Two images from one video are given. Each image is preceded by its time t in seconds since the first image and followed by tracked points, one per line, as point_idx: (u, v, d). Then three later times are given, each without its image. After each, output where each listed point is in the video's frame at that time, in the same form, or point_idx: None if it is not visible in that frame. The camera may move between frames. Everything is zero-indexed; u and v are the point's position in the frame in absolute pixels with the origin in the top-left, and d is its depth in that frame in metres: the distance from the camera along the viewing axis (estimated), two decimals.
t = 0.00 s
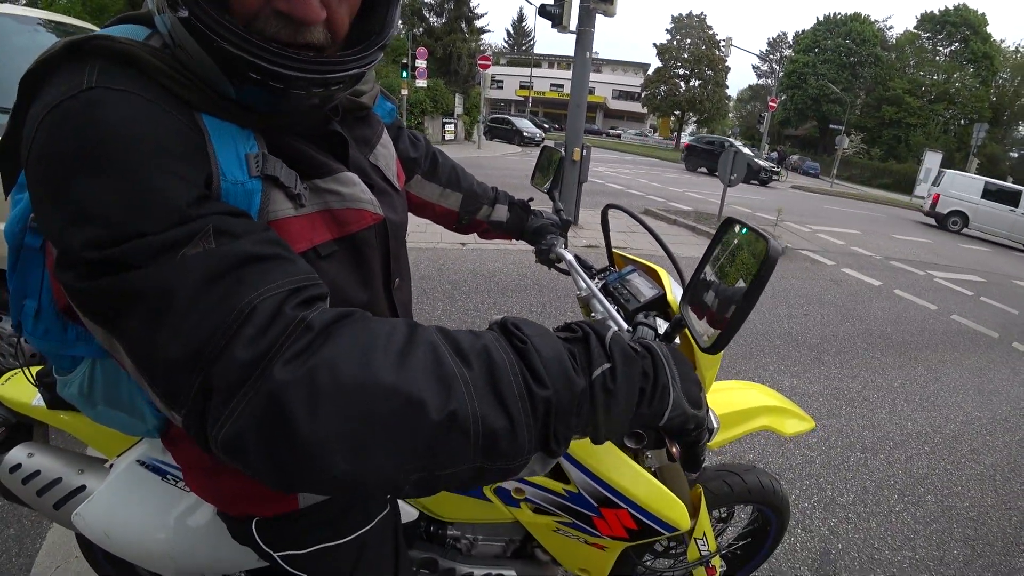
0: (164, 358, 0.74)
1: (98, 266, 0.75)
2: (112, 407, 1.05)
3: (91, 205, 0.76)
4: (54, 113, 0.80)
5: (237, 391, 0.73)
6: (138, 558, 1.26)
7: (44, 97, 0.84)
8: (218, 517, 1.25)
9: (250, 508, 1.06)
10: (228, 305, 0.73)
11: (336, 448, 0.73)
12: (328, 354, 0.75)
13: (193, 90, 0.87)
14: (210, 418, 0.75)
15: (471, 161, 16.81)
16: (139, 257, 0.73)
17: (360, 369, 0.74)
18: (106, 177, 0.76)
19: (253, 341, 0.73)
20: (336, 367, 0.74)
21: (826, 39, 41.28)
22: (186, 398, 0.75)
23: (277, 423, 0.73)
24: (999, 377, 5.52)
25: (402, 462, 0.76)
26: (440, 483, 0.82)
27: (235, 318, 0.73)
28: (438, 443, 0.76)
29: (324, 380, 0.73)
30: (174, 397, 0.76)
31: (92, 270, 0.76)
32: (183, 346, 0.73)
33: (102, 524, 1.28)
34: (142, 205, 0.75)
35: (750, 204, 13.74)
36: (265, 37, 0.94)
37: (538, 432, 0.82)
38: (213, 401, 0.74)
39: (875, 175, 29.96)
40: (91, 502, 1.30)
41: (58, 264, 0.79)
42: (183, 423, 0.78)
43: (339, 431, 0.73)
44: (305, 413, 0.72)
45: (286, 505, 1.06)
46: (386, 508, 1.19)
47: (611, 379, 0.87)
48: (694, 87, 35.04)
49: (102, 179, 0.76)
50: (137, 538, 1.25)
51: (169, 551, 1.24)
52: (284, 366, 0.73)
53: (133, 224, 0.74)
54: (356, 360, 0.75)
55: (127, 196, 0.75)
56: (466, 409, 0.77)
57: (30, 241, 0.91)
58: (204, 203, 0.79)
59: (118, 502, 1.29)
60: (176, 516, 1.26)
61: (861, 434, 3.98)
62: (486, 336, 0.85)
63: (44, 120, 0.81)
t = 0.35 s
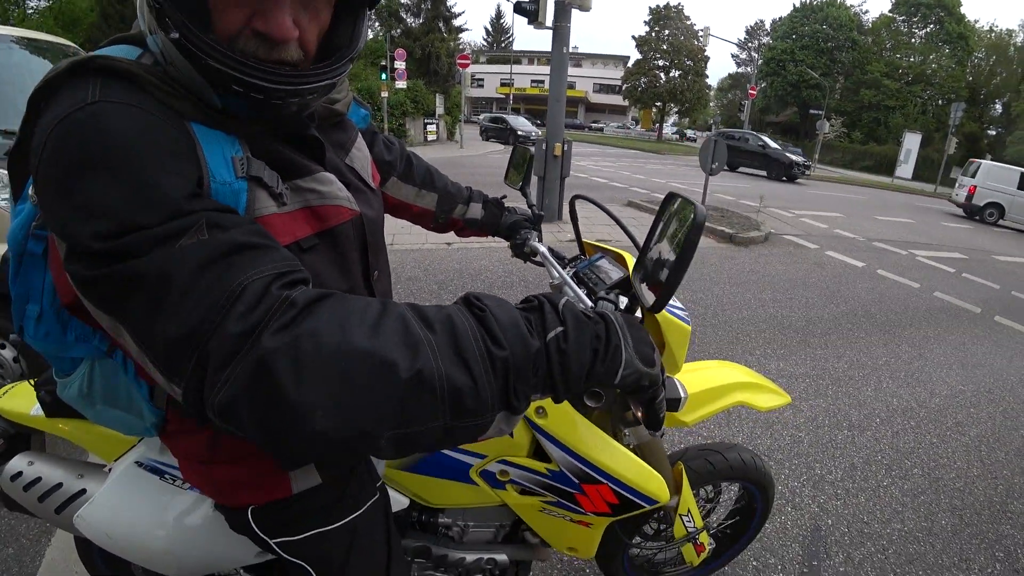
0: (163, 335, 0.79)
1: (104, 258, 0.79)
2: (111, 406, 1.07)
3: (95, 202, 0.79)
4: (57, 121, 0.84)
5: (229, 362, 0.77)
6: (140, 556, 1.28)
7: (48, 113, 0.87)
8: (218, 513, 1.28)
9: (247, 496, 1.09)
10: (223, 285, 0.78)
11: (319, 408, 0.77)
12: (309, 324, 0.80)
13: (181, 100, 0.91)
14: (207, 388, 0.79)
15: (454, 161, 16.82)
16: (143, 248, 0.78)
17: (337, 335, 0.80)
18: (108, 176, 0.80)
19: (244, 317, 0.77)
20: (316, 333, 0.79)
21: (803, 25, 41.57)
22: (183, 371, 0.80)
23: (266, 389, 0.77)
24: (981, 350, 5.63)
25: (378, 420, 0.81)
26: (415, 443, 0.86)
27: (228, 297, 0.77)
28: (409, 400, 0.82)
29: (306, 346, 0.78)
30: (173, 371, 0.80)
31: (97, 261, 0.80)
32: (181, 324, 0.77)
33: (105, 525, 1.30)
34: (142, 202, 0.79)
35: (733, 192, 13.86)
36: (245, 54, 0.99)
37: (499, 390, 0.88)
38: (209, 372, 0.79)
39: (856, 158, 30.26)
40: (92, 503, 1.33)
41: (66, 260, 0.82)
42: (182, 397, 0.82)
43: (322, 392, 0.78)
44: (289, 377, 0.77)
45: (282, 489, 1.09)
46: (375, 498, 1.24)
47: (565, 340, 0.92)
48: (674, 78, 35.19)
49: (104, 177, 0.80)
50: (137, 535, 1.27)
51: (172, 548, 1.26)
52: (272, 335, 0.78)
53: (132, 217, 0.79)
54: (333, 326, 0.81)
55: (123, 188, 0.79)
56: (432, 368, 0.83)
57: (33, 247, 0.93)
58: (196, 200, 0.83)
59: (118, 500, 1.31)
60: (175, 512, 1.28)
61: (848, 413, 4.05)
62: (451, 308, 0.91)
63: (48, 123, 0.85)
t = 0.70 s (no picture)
0: (165, 343, 0.86)
1: (110, 277, 0.86)
2: (110, 412, 1.16)
3: (105, 227, 0.87)
4: (68, 156, 0.91)
5: (225, 367, 0.85)
6: (135, 563, 1.31)
7: (55, 154, 0.93)
8: (210, 521, 1.32)
9: (239, 495, 1.16)
10: (219, 301, 0.85)
11: (306, 403, 0.86)
12: (295, 331, 0.88)
13: (175, 136, 0.98)
14: (204, 388, 0.87)
15: (433, 174, 16.93)
16: (148, 268, 0.85)
17: (318, 339, 0.88)
18: (111, 206, 0.88)
19: (238, 328, 0.85)
20: (300, 340, 0.87)
21: (772, 32, 42.50)
22: (183, 375, 0.87)
23: (259, 388, 0.85)
24: (952, 342, 5.81)
25: (356, 414, 0.89)
26: (388, 433, 0.95)
27: (223, 311, 0.85)
28: (382, 394, 0.90)
29: (292, 351, 0.86)
30: (174, 375, 0.88)
31: (106, 280, 0.87)
32: (182, 333, 0.85)
33: (99, 532, 1.34)
34: (145, 227, 0.87)
35: (708, 197, 14.13)
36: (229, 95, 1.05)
37: (459, 384, 0.96)
38: (207, 376, 0.86)
39: (828, 160, 30.96)
40: (87, 512, 1.37)
41: (78, 277, 0.89)
42: (182, 398, 0.90)
43: (308, 389, 0.86)
44: (279, 376, 0.85)
45: (270, 488, 1.16)
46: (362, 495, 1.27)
47: (514, 334, 1.01)
48: (648, 86, 35.77)
49: (105, 200, 0.88)
50: (132, 542, 1.31)
51: (165, 553, 1.30)
52: (262, 343, 0.85)
53: (137, 241, 0.86)
54: (314, 332, 0.89)
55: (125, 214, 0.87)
56: (401, 365, 0.91)
57: (38, 262, 1.02)
58: (193, 225, 0.90)
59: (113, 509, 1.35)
60: (169, 518, 1.33)
61: (825, 407, 4.17)
62: (415, 312, 0.99)
63: (58, 156, 0.93)
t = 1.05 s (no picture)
0: (175, 354, 0.95)
1: (122, 299, 0.95)
2: (106, 415, 1.22)
3: (116, 255, 0.96)
4: (81, 192, 0.98)
5: (230, 375, 0.94)
6: (125, 565, 1.36)
7: (64, 188, 1.01)
8: (198, 526, 1.38)
9: (224, 490, 1.21)
10: (222, 319, 0.95)
11: (302, 402, 0.95)
12: (291, 340, 0.97)
13: (180, 170, 1.07)
14: (211, 396, 0.96)
15: (411, 194, 17.04)
16: (160, 289, 0.94)
17: (311, 345, 0.98)
18: (121, 239, 0.96)
19: (242, 339, 0.95)
20: (296, 348, 0.97)
21: (741, 51, 43.69)
22: (191, 383, 0.96)
23: (260, 391, 0.94)
24: (919, 347, 6.03)
25: (346, 410, 0.98)
26: (375, 428, 1.03)
27: (229, 326, 0.95)
28: (369, 391, 0.99)
29: (290, 358, 0.96)
30: (182, 383, 0.97)
31: (119, 301, 0.96)
32: (191, 345, 0.94)
33: (88, 536, 1.39)
34: (153, 255, 0.96)
35: (683, 213, 14.44)
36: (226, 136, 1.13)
37: (437, 382, 1.05)
38: (213, 384, 0.95)
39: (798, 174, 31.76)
40: (77, 516, 1.42)
41: (91, 296, 0.98)
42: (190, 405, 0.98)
43: (304, 390, 0.95)
44: (280, 381, 0.95)
45: (259, 486, 1.22)
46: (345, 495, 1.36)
47: (482, 333, 1.10)
48: (623, 105, 36.47)
49: (118, 224, 0.97)
50: (122, 545, 1.36)
51: (152, 556, 1.35)
52: (263, 353, 0.95)
53: (147, 269, 0.95)
54: (307, 340, 0.98)
55: (136, 241, 0.96)
56: (385, 365, 1.01)
57: (43, 274, 1.10)
58: (198, 251, 1.00)
59: (102, 514, 1.39)
60: (157, 523, 1.37)
61: (798, 413, 4.30)
62: (394, 320, 1.09)
63: (69, 189, 0.99)
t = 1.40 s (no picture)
0: (144, 372, 0.98)
1: (93, 321, 0.97)
2: (67, 418, 1.24)
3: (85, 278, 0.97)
4: (49, 213, 0.99)
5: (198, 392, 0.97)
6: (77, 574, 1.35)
7: (32, 210, 1.01)
8: (155, 535, 1.37)
9: (181, 499, 1.23)
10: (190, 338, 0.98)
11: (268, 417, 0.98)
12: (257, 358, 1.00)
13: (149, 192, 1.08)
14: (179, 412, 0.98)
15: (386, 207, 17.04)
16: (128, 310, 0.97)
17: (275, 361, 1.00)
18: (89, 261, 0.97)
19: (210, 358, 0.98)
20: (260, 365, 0.99)
21: (714, 74, 44.84)
22: (161, 398, 0.99)
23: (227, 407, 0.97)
24: (880, 362, 6.22)
25: (311, 423, 1.01)
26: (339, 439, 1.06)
27: (197, 345, 0.98)
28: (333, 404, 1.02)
29: (254, 374, 0.98)
30: (151, 400, 1.00)
31: (89, 322, 0.97)
32: (158, 362, 0.97)
33: (42, 545, 1.38)
34: (119, 277, 0.97)
35: (655, 230, 14.70)
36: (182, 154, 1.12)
37: (397, 393, 1.08)
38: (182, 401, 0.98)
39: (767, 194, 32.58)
40: (32, 525, 1.41)
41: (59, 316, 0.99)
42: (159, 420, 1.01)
43: (269, 406, 0.98)
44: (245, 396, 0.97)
45: (218, 494, 1.24)
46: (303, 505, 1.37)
47: (440, 343, 1.13)
48: (598, 124, 37.07)
49: (86, 246, 0.97)
50: (76, 554, 1.35)
51: (107, 565, 1.35)
52: (229, 369, 0.98)
53: (114, 292, 0.97)
54: (272, 356, 1.01)
55: (105, 262, 0.97)
56: (347, 379, 1.03)
57: (10, 279, 1.10)
58: (167, 270, 1.02)
59: (57, 523, 1.39)
60: (113, 533, 1.37)
61: (762, 427, 4.40)
62: (355, 334, 1.12)
63: (38, 209, 1.00)
